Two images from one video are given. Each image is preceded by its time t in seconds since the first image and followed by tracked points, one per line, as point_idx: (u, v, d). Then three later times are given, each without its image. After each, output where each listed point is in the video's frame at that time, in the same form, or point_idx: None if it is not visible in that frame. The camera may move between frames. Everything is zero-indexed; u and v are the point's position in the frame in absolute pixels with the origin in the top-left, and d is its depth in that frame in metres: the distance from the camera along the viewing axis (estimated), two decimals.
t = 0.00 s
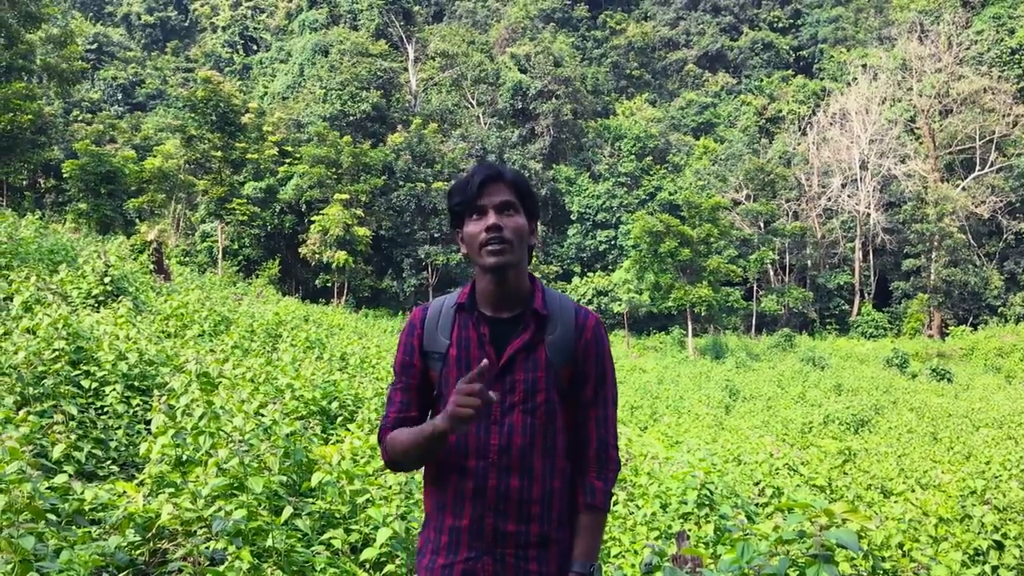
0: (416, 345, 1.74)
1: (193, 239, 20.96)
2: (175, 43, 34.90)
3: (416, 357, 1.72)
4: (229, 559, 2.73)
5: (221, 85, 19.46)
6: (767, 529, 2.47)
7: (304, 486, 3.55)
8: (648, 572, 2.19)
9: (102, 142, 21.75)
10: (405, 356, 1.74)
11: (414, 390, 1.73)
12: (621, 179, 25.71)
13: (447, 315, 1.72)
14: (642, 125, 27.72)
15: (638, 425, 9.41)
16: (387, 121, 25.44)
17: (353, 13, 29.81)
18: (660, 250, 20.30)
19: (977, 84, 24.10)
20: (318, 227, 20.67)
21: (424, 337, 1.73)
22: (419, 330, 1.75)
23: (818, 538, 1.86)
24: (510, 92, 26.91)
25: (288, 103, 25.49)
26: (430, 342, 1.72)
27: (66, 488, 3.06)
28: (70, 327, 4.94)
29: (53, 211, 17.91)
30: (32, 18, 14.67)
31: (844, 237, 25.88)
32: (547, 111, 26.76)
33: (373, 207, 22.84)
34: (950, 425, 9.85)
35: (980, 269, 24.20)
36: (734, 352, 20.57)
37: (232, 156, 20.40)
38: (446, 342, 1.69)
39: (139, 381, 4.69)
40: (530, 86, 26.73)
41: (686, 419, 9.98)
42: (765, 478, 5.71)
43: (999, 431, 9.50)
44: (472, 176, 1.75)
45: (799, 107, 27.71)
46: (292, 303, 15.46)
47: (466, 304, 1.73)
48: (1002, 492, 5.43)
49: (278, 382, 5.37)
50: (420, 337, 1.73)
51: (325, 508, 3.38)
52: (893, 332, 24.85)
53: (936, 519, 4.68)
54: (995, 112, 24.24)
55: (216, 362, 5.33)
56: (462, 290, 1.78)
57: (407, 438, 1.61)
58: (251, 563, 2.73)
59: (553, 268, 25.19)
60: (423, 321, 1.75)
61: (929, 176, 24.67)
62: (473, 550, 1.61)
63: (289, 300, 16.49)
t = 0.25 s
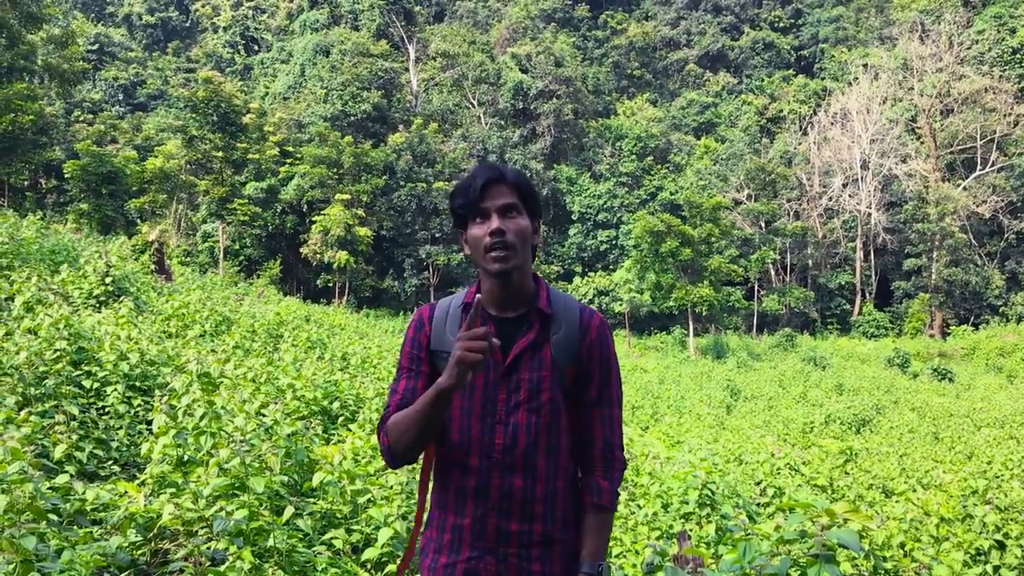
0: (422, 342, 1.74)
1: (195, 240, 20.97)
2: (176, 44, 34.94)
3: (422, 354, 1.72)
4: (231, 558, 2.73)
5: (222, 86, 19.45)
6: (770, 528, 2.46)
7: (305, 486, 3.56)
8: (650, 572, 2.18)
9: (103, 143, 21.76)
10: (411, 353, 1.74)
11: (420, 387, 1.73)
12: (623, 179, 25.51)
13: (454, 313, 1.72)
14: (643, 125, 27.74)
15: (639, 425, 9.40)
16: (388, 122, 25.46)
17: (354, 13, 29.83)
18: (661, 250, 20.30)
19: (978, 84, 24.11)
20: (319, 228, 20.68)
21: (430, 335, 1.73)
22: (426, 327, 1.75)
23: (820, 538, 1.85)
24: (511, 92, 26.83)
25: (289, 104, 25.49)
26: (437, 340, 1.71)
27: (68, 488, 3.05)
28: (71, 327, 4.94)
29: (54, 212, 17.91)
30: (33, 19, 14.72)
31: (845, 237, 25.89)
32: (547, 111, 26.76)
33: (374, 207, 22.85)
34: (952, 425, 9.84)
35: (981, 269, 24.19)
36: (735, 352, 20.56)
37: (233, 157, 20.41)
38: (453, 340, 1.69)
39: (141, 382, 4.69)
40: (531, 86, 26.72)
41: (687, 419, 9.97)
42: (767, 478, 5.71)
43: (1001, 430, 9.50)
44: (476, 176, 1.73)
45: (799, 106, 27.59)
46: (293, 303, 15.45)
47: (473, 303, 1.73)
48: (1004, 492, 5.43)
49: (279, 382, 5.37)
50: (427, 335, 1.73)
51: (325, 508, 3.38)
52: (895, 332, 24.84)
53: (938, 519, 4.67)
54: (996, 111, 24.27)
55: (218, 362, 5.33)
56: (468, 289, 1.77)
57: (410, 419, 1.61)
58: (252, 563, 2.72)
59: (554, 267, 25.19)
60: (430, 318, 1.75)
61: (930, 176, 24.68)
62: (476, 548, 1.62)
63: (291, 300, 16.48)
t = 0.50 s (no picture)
0: (422, 340, 1.73)
1: (196, 239, 20.98)
2: (177, 43, 34.94)
3: (423, 351, 1.72)
4: (232, 559, 2.73)
5: (223, 86, 19.41)
6: (772, 528, 2.45)
7: (306, 486, 3.56)
8: (652, 571, 2.18)
9: (104, 142, 21.75)
10: (411, 352, 1.73)
11: (422, 385, 1.72)
12: (624, 179, 25.81)
13: (455, 312, 1.72)
14: (644, 124, 27.75)
15: (640, 425, 9.39)
16: (389, 122, 25.49)
17: (355, 12, 29.82)
18: (662, 249, 20.29)
19: (980, 83, 24.13)
20: (320, 228, 20.67)
21: (431, 334, 1.72)
22: (427, 326, 1.74)
23: (821, 538, 1.86)
24: (512, 92, 26.70)
25: (290, 103, 25.48)
26: (438, 339, 1.71)
27: (69, 488, 3.05)
28: (72, 327, 4.95)
29: (56, 212, 17.90)
30: (35, 19, 14.88)
31: (847, 237, 25.90)
32: (548, 110, 26.76)
33: (375, 207, 22.85)
34: (953, 424, 9.84)
35: (982, 268, 24.18)
36: (737, 352, 20.55)
37: (234, 156, 20.42)
38: (454, 338, 1.69)
39: (141, 382, 4.69)
40: (532, 85, 26.58)
41: (688, 419, 9.96)
42: (768, 477, 5.71)
43: (1002, 429, 9.51)
44: (472, 178, 1.71)
45: (800, 107, 27.90)
46: (294, 303, 15.44)
47: (474, 303, 1.74)
48: (1005, 491, 5.43)
49: (280, 382, 5.37)
50: (427, 334, 1.73)
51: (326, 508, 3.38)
52: (896, 331, 24.84)
53: (939, 519, 4.67)
54: (997, 111, 24.29)
55: (218, 362, 5.32)
56: (468, 289, 1.77)
57: (409, 417, 1.60)
58: (254, 563, 2.72)
59: (555, 267, 25.18)
60: (431, 317, 1.74)
61: (931, 176, 24.68)
62: (476, 548, 1.61)
63: (292, 300, 16.46)
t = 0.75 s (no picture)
0: (425, 339, 1.73)
1: (197, 239, 20.98)
2: (178, 43, 34.97)
3: (427, 352, 1.71)
4: (232, 559, 2.73)
5: (224, 85, 19.39)
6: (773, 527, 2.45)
7: (306, 486, 3.56)
8: (653, 571, 2.18)
9: (105, 142, 21.76)
10: (415, 350, 1.73)
11: (428, 383, 1.73)
12: (624, 178, 25.84)
13: (458, 312, 1.71)
14: (645, 124, 27.76)
15: (641, 425, 9.39)
16: (390, 121, 25.51)
17: (355, 12, 29.85)
18: (663, 249, 20.28)
19: (981, 83, 24.07)
20: (321, 227, 20.67)
21: (435, 332, 1.72)
22: (430, 324, 1.74)
23: (823, 537, 1.87)
24: (513, 92, 26.69)
25: (290, 103, 25.48)
26: (440, 337, 1.70)
27: (70, 488, 3.06)
28: (73, 327, 4.95)
29: (57, 211, 17.90)
30: (36, 18, 14.98)
31: (848, 236, 25.89)
32: (550, 109, 26.71)
33: (376, 207, 22.84)
34: (954, 424, 9.83)
35: (984, 268, 24.15)
36: (738, 351, 20.55)
37: (235, 156, 20.40)
38: (456, 339, 1.67)
39: (142, 381, 4.69)
40: (532, 85, 26.55)
41: (689, 419, 9.96)
42: (768, 477, 5.71)
43: (1003, 429, 9.52)
44: (460, 188, 1.62)
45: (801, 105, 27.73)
46: (295, 303, 15.42)
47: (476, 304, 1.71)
48: (1006, 491, 5.43)
49: (280, 382, 5.38)
50: (431, 332, 1.72)
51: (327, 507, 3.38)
52: (897, 331, 24.84)
53: (940, 518, 4.68)
54: (999, 110, 24.22)
55: (219, 362, 5.31)
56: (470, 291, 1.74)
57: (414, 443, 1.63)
58: (255, 562, 2.72)
59: (556, 267, 25.18)
60: (435, 316, 1.74)
61: (933, 175, 24.62)
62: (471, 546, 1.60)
63: (293, 300, 16.44)
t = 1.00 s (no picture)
0: (424, 340, 1.80)
1: (199, 239, 20.99)
2: (180, 43, 34.96)
3: (423, 351, 1.79)
4: (234, 557, 2.73)
5: (226, 85, 19.37)
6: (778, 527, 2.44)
7: (309, 485, 3.55)
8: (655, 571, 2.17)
9: (108, 142, 21.76)
10: (415, 351, 1.82)
11: (425, 383, 1.81)
12: (626, 178, 25.85)
13: (453, 313, 1.76)
14: (647, 124, 27.78)
15: (643, 424, 9.39)
16: (391, 121, 25.54)
17: (357, 12, 29.90)
18: (665, 249, 20.27)
19: (983, 82, 23.92)
20: (323, 227, 20.65)
21: (431, 333, 1.78)
22: (429, 324, 1.80)
23: (825, 537, 1.85)
24: (514, 92, 26.57)
25: (293, 103, 25.51)
26: (436, 338, 1.77)
27: (72, 487, 3.06)
28: (75, 327, 4.95)
29: (59, 211, 17.90)
30: (38, 18, 15.19)
31: (850, 236, 25.88)
32: (552, 109, 26.52)
33: (378, 207, 22.85)
34: (957, 424, 9.81)
35: (987, 267, 24.11)
36: (740, 351, 20.54)
37: (237, 156, 20.35)
38: (449, 340, 1.74)
39: (145, 381, 4.70)
40: (534, 84, 26.43)
41: (691, 418, 9.95)
42: (770, 477, 5.69)
43: (1006, 429, 9.51)
44: (432, 204, 1.62)
45: (804, 106, 27.89)
46: (297, 303, 15.40)
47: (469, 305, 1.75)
48: (1009, 491, 5.41)
49: (282, 381, 5.38)
50: (428, 333, 1.79)
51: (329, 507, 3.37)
52: (900, 331, 24.84)
53: (943, 518, 4.67)
54: (1001, 110, 24.02)
55: (221, 361, 5.31)
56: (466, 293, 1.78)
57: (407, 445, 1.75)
58: (256, 561, 2.71)
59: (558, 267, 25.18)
60: (433, 317, 1.80)
61: (935, 175, 24.64)
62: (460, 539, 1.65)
63: (296, 300, 16.41)
